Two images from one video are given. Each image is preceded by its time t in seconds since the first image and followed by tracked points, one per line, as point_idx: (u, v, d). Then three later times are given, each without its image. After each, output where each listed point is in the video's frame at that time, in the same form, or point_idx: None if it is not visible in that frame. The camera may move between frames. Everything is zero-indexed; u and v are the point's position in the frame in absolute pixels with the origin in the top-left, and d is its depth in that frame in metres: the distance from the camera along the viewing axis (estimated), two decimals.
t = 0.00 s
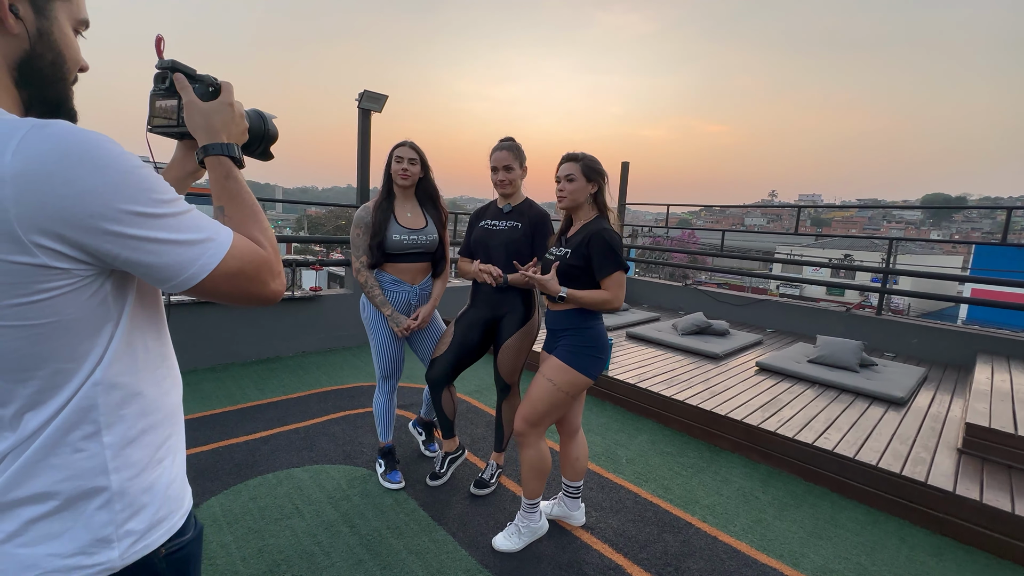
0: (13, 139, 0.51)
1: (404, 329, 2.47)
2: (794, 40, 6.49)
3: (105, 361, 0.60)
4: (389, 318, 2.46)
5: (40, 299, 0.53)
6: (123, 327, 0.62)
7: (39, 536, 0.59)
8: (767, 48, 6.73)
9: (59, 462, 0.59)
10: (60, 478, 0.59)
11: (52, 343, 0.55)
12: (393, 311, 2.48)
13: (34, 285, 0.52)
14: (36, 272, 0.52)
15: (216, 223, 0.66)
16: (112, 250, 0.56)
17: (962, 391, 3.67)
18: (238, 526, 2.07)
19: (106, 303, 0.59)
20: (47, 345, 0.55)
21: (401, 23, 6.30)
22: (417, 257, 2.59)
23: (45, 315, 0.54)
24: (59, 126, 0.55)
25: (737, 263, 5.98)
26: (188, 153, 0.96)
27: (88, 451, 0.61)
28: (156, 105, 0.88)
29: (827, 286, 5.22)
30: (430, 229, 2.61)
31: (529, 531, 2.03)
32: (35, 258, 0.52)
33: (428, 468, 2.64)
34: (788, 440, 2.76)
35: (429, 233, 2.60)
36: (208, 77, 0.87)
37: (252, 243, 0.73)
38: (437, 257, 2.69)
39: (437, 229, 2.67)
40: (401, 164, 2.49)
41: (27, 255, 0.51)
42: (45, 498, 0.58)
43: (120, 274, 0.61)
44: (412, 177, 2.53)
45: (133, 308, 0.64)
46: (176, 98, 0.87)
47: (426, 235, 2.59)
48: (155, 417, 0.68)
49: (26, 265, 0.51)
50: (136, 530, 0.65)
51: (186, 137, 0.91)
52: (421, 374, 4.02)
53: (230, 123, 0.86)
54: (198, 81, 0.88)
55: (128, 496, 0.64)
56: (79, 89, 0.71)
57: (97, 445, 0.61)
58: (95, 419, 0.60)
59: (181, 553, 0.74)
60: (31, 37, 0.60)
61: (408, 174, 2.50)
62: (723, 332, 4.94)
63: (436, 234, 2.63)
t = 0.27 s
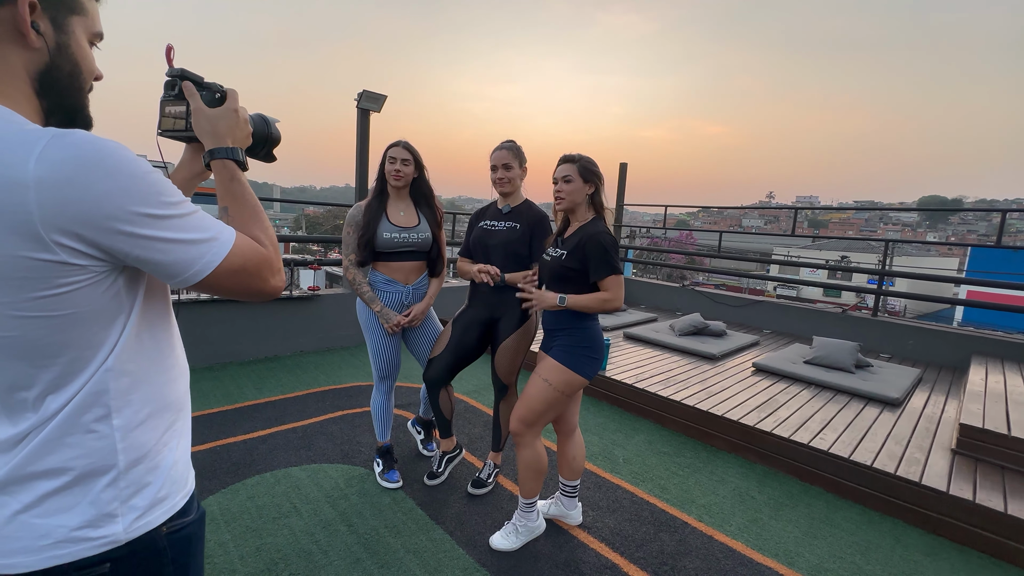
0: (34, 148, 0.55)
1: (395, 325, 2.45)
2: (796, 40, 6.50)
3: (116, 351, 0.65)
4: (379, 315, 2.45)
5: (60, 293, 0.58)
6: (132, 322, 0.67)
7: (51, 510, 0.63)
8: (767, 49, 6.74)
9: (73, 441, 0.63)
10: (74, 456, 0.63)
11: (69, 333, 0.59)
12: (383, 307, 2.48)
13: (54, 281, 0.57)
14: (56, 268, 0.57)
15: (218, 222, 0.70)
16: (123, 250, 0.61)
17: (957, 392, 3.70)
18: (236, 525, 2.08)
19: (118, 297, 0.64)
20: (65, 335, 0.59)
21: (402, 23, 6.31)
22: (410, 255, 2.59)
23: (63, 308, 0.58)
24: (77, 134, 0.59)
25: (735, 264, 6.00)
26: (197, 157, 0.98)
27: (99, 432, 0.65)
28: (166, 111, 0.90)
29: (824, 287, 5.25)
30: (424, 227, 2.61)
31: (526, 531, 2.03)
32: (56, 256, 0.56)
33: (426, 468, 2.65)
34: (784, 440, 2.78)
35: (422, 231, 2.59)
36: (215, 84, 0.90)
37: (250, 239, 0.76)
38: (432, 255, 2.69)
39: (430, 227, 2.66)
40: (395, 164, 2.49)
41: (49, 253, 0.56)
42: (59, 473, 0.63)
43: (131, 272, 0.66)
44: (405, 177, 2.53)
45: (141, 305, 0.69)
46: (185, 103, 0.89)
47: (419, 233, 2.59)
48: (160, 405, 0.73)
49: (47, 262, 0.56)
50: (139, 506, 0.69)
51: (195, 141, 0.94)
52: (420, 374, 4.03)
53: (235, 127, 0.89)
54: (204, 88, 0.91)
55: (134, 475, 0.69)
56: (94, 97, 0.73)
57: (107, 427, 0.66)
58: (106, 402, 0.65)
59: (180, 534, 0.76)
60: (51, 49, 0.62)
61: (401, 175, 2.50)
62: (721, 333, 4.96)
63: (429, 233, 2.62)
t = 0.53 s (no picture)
0: (62, 151, 0.59)
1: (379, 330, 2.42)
2: (796, 41, 6.52)
3: (132, 338, 0.68)
4: (367, 316, 2.45)
5: (83, 285, 0.61)
6: (147, 313, 0.71)
7: (71, 485, 0.67)
8: (767, 50, 6.76)
9: (91, 423, 0.67)
10: (92, 436, 0.67)
11: (90, 322, 0.63)
12: (371, 308, 2.47)
13: (78, 274, 0.60)
14: (79, 261, 0.60)
15: (228, 220, 0.73)
16: (142, 246, 0.64)
17: (953, 393, 3.72)
18: (237, 522, 2.09)
19: (134, 289, 0.67)
20: (86, 324, 0.62)
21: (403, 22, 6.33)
22: (408, 255, 2.60)
23: (85, 298, 0.62)
24: (100, 139, 0.62)
25: (733, 265, 6.03)
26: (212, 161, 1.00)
27: (115, 415, 0.69)
28: (181, 117, 0.93)
29: (822, 289, 5.28)
30: (421, 228, 2.62)
31: (525, 529, 2.05)
32: (80, 251, 0.59)
33: (426, 467, 2.66)
34: (781, 440, 2.80)
35: (420, 232, 2.61)
36: (229, 92, 0.93)
37: (257, 237, 0.79)
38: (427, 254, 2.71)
39: (428, 227, 2.68)
40: (395, 165, 2.50)
41: (72, 248, 0.59)
42: (78, 453, 0.67)
43: (147, 266, 0.69)
44: (405, 178, 2.54)
45: (155, 296, 0.72)
46: (199, 109, 0.92)
47: (416, 234, 2.60)
48: (172, 390, 0.76)
49: (71, 256, 0.59)
50: (150, 486, 0.72)
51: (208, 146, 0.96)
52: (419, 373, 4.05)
53: (244, 133, 0.91)
54: (217, 94, 0.93)
55: (147, 455, 0.72)
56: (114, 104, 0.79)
57: (123, 410, 0.69)
58: (123, 386, 0.68)
59: (189, 515, 0.79)
60: (76, 61, 0.68)
61: (400, 176, 2.50)
62: (719, 334, 4.98)
63: (427, 233, 2.64)
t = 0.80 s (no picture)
0: (84, 155, 0.63)
1: (355, 340, 2.47)
2: (795, 45, 6.57)
3: (149, 332, 0.73)
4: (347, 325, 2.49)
5: (104, 281, 0.65)
6: (164, 309, 0.76)
7: (89, 470, 0.71)
8: (766, 55, 6.81)
9: (109, 411, 0.71)
10: (109, 424, 0.72)
11: (110, 316, 0.67)
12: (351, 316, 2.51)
13: (99, 270, 0.64)
14: (101, 259, 0.64)
15: (239, 221, 0.77)
16: (159, 245, 0.68)
17: (950, 397, 3.75)
18: (239, 522, 2.10)
19: (152, 287, 0.72)
20: (105, 318, 0.67)
21: (405, 25, 6.38)
22: (410, 258, 2.61)
23: (106, 293, 0.66)
24: (120, 144, 0.66)
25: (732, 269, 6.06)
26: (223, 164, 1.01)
27: (131, 404, 0.73)
28: (194, 122, 0.94)
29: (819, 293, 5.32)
30: (424, 231, 2.65)
31: (527, 530, 2.06)
32: (100, 249, 0.64)
33: (427, 468, 2.67)
34: (780, 443, 2.82)
35: (423, 235, 2.63)
36: (242, 100, 0.95)
37: (265, 236, 0.81)
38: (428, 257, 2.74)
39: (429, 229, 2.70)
40: (400, 168, 2.52)
41: (94, 245, 0.63)
42: (96, 439, 0.71)
43: (162, 264, 0.74)
44: (410, 181, 2.56)
45: (171, 293, 0.77)
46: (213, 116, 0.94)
47: (419, 237, 2.62)
48: (185, 382, 0.80)
49: (94, 254, 0.64)
50: (163, 473, 0.76)
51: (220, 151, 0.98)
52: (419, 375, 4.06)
53: (256, 138, 0.93)
54: (231, 102, 0.96)
55: (160, 443, 0.76)
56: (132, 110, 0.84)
57: (139, 399, 0.73)
58: (139, 376, 0.73)
59: (201, 501, 0.82)
60: (98, 70, 0.73)
61: (405, 179, 2.52)
62: (718, 337, 5.01)
63: (429, 236, 2.66)
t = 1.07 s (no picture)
0: (104, 159, 0.65)
1: (367, 338, 2.46)
2: (792, 50, 6.61)
3: (164, 329, 0.75)
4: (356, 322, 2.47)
5: (123, 280, 0.67)
6: (178, 307, 0.78)
7: (106, 463, 0.73)
8: (763, 60, 6.85)
9: (125, 405, 0.74)
10: (126, 418, 0.74)
11: (128, 314, 0.70)
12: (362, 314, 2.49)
13: (118, 270, 0.67)
14: (119, 259, 0.66)
15: (250, 222, 0.78)
16: (174, 245, 0.70)
17: (948, 401, 3.77)
18: (241, 525, 2.10)
19: (167, 285, 0.74)
20: (123, 316, 0.69)
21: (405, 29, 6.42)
22: (412, 262, 2.62)
23: (124, 292, 0.68)
24: (138, 147, 0.68)
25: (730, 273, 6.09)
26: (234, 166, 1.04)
27: (147, 398, 0.75)
28: (207, 125, 0.97)
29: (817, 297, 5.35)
30: (426, 235, 2.65)
31: (529, 532, 2.06)
32: (120, 249, 0.66)
33: (428, 471, 2.67)
34: (781, 446, 2.83)
35: (425, 239, 2.64)
36: (253, 104, 0.97)
37: (274, 237, 0.83)
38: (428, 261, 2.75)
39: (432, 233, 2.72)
40: (404, 172, 2.54)
41: (113, 246, 0.65)
42: (113, 433, 0.73)
43: (178, 264, 0.75)
44: (413, 185, 2.57)
45: (186, 291, 0.79)
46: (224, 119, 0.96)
47: (422, 241, 2.63)
48: (197, 379, 0.82)
49: (114, 254, 0.66)
50: (177, 465, 0.78)
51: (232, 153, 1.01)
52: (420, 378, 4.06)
53: (266, 140, 0.95)
54: (242, 105, 0.98)
55: (174, 437, 0.78)
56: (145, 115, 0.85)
57: (154, 394, 0.76)
58: (155, 372, 0.75)
59: (213, 494, 0.84)
60: (113, 77, 0.74)
61: (408, 183, 2.54)
62: (717, 341, 5.02)
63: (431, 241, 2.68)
